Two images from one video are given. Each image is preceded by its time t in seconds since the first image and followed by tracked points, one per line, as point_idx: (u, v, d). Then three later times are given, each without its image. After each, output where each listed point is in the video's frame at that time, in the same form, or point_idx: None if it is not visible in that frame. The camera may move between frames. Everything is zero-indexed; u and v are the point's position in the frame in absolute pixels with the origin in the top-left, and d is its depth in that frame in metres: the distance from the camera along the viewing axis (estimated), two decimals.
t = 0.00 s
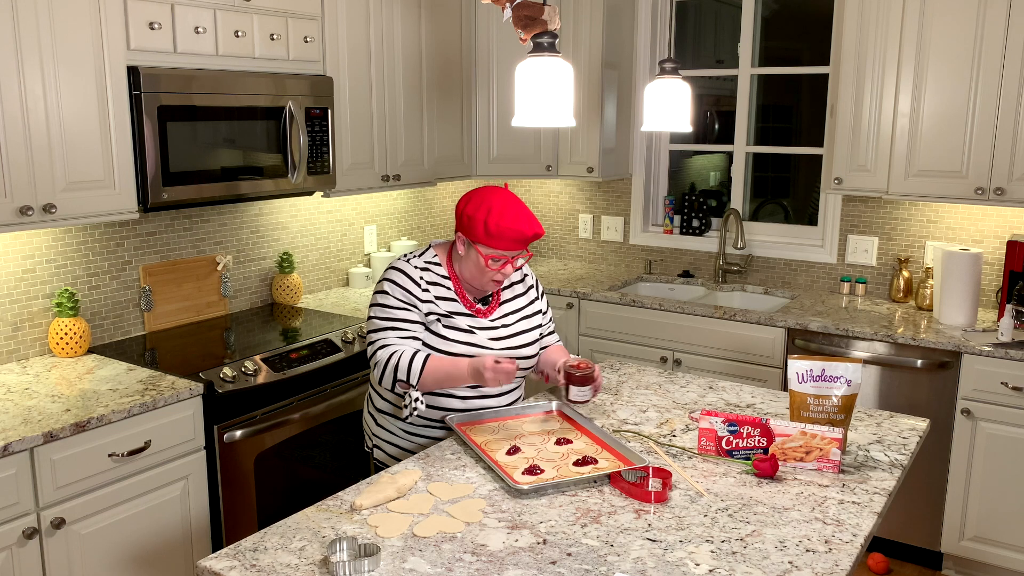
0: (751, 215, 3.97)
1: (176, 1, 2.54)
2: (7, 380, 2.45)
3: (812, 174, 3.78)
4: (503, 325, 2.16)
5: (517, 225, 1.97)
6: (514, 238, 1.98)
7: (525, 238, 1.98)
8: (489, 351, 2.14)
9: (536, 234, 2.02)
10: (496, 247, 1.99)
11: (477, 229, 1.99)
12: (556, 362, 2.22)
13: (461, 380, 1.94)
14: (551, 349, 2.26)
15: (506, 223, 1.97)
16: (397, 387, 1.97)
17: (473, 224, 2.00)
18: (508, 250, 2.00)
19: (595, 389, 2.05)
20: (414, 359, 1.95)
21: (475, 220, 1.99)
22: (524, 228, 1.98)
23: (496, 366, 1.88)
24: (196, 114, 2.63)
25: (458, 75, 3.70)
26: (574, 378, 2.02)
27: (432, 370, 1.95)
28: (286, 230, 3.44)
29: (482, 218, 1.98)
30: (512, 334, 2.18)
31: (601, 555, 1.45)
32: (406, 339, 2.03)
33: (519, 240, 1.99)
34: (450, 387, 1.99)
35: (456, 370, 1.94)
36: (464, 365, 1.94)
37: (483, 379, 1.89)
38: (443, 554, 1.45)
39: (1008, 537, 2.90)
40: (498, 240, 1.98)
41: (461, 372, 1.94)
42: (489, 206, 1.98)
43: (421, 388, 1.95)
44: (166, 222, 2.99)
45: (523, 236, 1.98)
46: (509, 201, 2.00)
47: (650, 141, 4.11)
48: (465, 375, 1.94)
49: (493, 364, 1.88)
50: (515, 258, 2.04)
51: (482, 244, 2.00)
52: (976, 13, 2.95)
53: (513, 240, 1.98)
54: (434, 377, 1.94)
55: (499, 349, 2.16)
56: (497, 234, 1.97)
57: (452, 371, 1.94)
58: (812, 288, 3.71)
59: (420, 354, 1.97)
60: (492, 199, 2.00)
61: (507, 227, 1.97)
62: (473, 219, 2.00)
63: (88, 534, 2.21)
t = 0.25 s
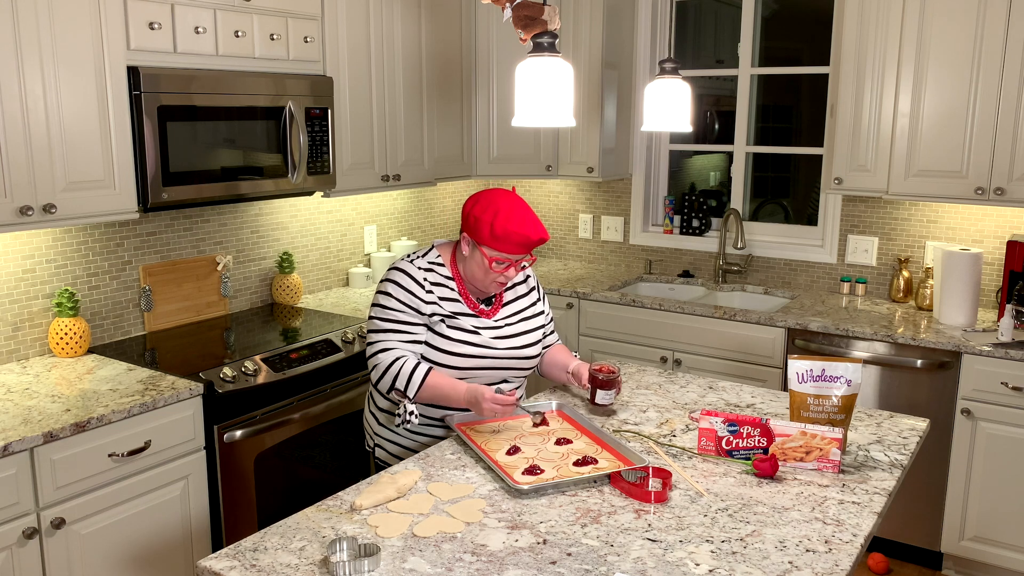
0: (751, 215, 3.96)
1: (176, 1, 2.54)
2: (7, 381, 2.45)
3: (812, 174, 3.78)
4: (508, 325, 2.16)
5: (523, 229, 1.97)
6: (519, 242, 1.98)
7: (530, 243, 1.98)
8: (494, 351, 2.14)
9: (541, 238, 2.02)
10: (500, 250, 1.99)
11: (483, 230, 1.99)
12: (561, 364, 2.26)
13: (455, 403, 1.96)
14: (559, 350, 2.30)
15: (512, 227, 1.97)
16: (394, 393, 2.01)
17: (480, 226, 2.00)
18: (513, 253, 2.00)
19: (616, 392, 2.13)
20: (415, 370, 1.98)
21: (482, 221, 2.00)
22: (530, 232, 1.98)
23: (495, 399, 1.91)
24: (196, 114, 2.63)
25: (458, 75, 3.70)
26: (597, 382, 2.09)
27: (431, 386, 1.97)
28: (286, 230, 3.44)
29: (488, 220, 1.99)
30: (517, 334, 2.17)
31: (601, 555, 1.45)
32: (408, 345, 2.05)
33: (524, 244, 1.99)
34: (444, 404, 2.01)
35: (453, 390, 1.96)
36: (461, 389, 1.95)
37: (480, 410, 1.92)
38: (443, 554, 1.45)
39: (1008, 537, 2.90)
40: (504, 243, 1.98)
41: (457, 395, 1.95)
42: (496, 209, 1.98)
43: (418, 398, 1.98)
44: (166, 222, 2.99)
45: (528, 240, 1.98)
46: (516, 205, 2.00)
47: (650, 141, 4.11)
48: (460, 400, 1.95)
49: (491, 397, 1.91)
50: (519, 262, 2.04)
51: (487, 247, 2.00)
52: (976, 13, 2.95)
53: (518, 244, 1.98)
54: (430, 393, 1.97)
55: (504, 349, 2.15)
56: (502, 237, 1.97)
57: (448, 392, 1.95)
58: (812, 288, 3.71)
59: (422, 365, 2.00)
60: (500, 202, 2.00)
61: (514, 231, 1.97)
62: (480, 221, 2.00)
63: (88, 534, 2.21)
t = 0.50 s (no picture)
0: (751, 215, 3.96)
1: (176, 1, 2.54)
2: (7, 381, 2.45)
3: (812, 174, 3.78)
4: (511, 325, 2.16)
5: (526, 229, 1.97)
6: (521, 242, 1.98)
7: (533, 243, 1.98)
8: (497, 350, 2.14)
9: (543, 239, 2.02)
10: (503, 250, 1.99)
11: (486, 230, 1.99)
12: (561, 365, 2.26)
13: (455, 402, 1.96)
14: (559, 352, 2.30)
15: (515, 227, 1.97)
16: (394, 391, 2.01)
17: (482, 226, 2.00)
18: (515, 253, 2.00)
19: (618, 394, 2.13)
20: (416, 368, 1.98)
21: (484, 221, 2.00)
22: (532, 232, 1.98)
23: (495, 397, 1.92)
24: (196, 114, 2.63)
25: (458, 75, 3.70)
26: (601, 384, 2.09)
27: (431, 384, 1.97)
28: (286, 230, 3.44)
29: (491, 220, 1.99)
30: (519, 334, 2.17)
31: (601, 555, 1.45)
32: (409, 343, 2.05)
33: (526, 244, 1.99)
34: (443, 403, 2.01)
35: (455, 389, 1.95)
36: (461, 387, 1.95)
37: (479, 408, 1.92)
38: (443, 555, 1.45)
39: (1008, 537, 2.90)
40: (507, 243, 1.98)
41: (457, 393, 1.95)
42: (499, 208, 1.99)
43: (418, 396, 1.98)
44: (166, 222, 2.99)
45: (530, 241, 1.99)
46: (519, 205, 2.00)
47: (650, 142, 4.11)
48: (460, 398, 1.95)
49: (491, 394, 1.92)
50: (521, 262, 2.04)
51: (489, 246, 2.00)
52: (976, 13, 2.95)
53: (520, 244, 1.98)
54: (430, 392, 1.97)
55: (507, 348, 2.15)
56: (504, 237, 1.97)
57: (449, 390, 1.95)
58: (812, 288, 3.71)
59: (422, 364, 2.00)
60: (503, 201, 2.00)
61: (517, 231, 1.97)
62: (483, 220, 2.00)
63: (88, 534, 2.21)
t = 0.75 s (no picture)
0: (751, 215, 3.96)
1: (176, 1, 2.54)
2: (7, 381, 2.45)
3: (812, 174, 3.78)
4: (512, 324, 2.16)
5: (528, 229, 1.97)
6: (523, 242, 1.98)
7: (534, 244, 1.98)
8: (498, 350, 2.14)
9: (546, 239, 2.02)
10: (505, 250, 1.99)
11: (488, 230, 1.99)
12: (562, 365, 2.26)
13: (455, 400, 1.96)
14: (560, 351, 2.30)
15: (517, 228, 1.97)
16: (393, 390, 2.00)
17: (484, 226, 2.00)
18: (516, 254, 2.00)
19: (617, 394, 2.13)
20: (416, 366, 1.98)
21: (487, 221, 1.99)
22: (534, 233, 1.98)
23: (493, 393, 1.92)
24: (196, 114, 2.63)
25: (458, 75, 3.70)
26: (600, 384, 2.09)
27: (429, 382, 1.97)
28: (286, 230, 3.44)
29: (493, 220, 1.98)
30: (521, 334, 2.18)
31: (601, 555, 1.45)
32: (409, 343, 2.05)
33: (528, 245, 1.98)
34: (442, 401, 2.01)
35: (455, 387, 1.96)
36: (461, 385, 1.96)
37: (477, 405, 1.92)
38: (443, 554, 1.45)
39: (1008, 537, 2.90)
40: (508, 243, 1.97)
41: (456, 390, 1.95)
42: (502, 209, 1.98)
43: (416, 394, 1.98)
44: (166, 222, 2.99)
45: (532, 241, 1.98)
46: (521, 206, 2.00)
47: (650, 142, 4.11)
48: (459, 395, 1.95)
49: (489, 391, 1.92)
50: (523, 263, 2.04)
51: (491, 246, 2.00)
52: (976, 13, 2.95)
53: (522, 245, 1.98)
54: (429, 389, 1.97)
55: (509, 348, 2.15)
56: (506, 238, 1.97)
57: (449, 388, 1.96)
58: (812, 289, 3.71)
59: (422, 362, 2.00)
60: (506, 201, 2.00)
61: (518, 232, 1.96)
62: (485, 220, 2.00)
63: (88, 534, 2.21)
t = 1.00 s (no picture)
0: (751, 215, 3.96)
1: (176, 1, 2.54)
2: (7, 381, 2.45)
3: (812, 174, 3.78)
4: (513, 323, 2.16)
5: (528, 229, 1.97)
6: (523, 242, 1.98)
7: (534, 243, 1.98)
8: (500, 349, 2.14)
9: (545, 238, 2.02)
10: (505, 249, 1.99)
11: (488, 229, 1.99)
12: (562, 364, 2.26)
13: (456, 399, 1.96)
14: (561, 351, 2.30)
15: (517, 227, 1.97)
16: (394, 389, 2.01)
17: (484, 225, 2.00)
18: (516, 253, 2.00)
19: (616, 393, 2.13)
20: (416, 365, 1.98)
21: (486, 220, 1.99)
22: (534, 232, 1.98)
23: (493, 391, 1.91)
24: (196, 114, 2.63)
25: (458, 75, 3.70)
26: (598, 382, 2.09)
27: (429, 381, 1.97)
28: (286, 230, 3.44)
29: (493, 219, 1.98)
30: (522, 332, 2.17)
31: (601, 555, 1.45)
32: (410, 341, 2.05)
33: (528, 244, 1.99)
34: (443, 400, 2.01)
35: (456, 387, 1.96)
36: (460, 382, 1.96)
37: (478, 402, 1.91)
38: (443, 554, 1.45)
39: (1008, 537, 2.90)
40: (508, 243, 1.97)
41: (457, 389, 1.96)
42: (502, 208, 1.98)
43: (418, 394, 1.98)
44: (166, 222, 2.99)
45: (532, 241, 1.98)
46: (521, 205, 2.00)
47: (650, 142, 4.11)
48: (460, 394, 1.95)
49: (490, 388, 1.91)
50: (522, 262, 2.04)
51: (491, 246, 2.00)
52: (976, 14, 2.95)
53: (522, 244, 1.98)
54: (429, 388, 1.97)
55: (510, 347, 2.15)
56: (507, 237, 1.97)
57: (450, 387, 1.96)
58: (812, 289, 3.71)
59: (423, 361, 2.00)
60: (505, 201, 2.00)
61: (518, 231, 1.96)
62: (484, 220, 2.00)
63: (88, 534, 2.21)
